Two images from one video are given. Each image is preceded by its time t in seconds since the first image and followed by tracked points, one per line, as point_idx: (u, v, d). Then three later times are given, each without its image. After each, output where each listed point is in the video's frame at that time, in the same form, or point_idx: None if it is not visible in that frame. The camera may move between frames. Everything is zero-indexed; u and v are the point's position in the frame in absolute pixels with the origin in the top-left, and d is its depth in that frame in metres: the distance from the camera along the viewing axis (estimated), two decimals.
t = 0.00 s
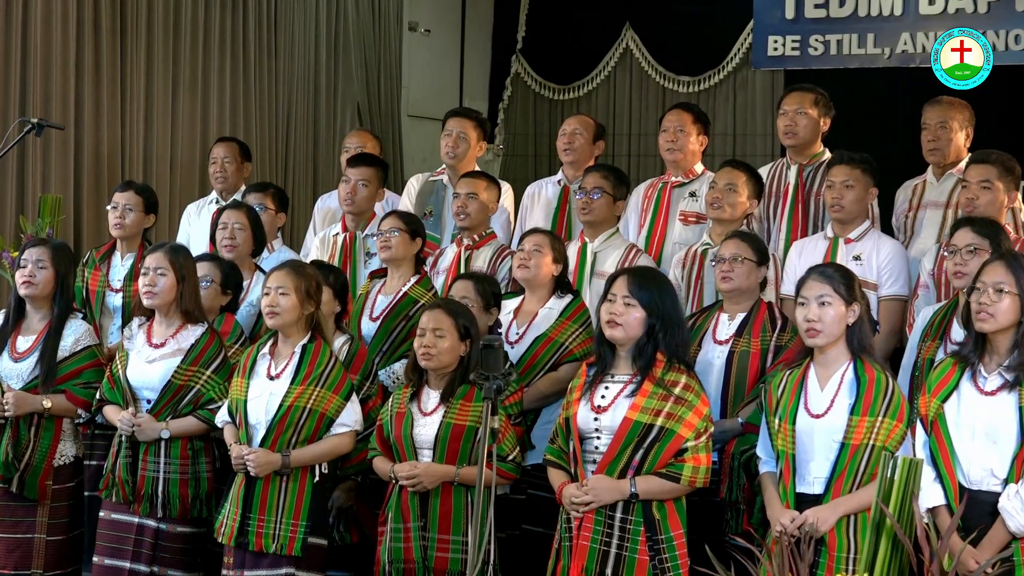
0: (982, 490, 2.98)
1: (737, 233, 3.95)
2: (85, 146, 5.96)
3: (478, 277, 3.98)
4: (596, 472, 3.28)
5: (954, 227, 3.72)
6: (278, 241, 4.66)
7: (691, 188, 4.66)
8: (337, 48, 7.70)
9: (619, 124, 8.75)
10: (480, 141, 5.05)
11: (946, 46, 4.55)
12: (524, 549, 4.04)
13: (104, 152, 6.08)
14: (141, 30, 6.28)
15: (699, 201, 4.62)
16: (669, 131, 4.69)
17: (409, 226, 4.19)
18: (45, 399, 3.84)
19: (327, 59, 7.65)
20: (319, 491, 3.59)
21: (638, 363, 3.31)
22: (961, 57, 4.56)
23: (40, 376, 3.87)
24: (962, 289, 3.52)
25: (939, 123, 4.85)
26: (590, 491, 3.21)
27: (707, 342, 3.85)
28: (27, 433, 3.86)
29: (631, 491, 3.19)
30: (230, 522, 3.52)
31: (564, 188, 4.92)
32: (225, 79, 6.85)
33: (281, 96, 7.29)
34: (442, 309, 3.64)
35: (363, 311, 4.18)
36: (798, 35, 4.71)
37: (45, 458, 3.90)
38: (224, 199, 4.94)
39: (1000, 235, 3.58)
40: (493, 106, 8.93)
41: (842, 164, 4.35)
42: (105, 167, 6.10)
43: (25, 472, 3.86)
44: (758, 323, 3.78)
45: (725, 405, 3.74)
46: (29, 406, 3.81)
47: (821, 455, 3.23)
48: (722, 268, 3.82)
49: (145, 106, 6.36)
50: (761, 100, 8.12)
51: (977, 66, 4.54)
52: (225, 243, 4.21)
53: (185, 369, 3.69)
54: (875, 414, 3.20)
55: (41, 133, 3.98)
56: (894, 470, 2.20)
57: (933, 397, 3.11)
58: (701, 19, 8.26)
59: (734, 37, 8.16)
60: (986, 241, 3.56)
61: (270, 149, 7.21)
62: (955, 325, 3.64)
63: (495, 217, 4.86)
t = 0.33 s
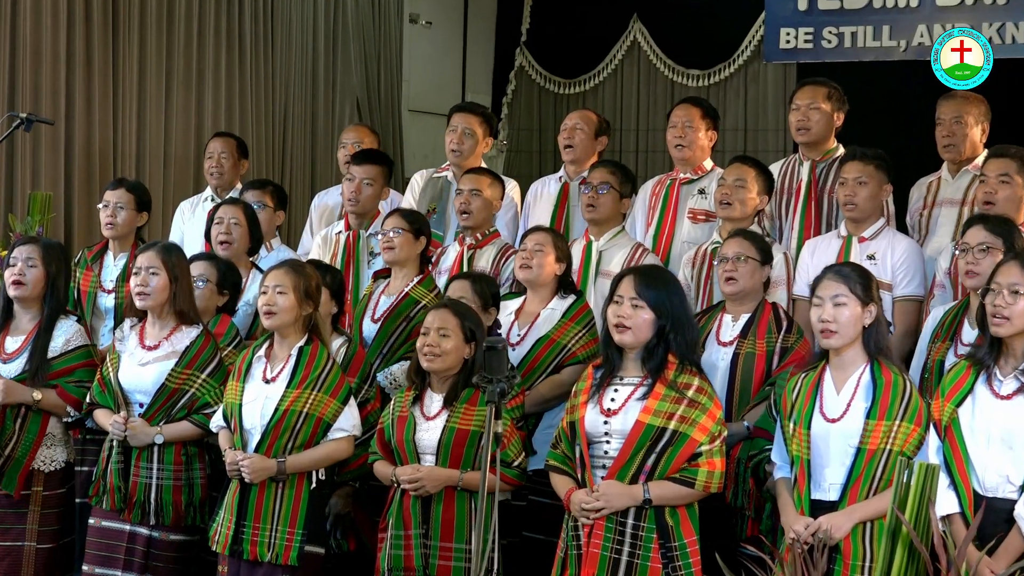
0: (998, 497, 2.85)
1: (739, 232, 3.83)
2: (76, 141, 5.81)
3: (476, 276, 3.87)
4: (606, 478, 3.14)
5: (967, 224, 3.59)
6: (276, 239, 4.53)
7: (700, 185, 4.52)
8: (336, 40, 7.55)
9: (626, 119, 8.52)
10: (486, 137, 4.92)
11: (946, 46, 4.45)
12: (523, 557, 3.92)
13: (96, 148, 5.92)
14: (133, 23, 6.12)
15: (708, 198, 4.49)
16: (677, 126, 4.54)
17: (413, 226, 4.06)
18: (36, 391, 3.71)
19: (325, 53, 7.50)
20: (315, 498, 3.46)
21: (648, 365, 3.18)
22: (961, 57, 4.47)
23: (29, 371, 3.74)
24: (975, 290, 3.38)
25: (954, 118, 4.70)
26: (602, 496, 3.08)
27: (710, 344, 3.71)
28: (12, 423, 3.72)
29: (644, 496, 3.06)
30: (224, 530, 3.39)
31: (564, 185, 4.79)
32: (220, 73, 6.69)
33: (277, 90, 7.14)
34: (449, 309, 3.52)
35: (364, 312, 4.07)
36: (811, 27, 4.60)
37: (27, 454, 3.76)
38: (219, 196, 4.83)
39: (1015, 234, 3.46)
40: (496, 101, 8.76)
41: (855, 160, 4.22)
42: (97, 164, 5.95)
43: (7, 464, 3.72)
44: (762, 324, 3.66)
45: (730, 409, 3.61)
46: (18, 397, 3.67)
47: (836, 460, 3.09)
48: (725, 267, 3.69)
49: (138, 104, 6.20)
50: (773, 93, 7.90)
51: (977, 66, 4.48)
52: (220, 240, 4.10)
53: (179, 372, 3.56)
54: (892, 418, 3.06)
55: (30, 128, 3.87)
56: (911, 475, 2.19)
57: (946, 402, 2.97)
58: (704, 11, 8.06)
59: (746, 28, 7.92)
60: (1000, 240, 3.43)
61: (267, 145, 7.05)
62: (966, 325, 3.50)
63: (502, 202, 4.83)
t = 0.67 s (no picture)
0: (1015, 504, 2.71)
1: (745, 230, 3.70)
2: (68, 137, 5.69)
3: (479, 276, 3.75)
4: (622, 486, 3.02)
5: (985, 221, 3.46)
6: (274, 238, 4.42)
7: (711, 181, 4.39)
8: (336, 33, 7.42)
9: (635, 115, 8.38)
10: (494, 135, 4.80)
11: (946, 46, 4.45)
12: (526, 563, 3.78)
13: (88, 144, 5.80)
14: (128, 15, 5.99)
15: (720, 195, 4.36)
16: (687, 122, 4.42)
17: (416, 224, 3.95)
18: (26, 406, 3.61)
19: (325, 46, 7.34)
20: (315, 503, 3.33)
21: (660, 369, 3.07)
22: (961, 57, 4.48)
23: (19, 383, 3.63)
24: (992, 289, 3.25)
25: (970, 113, 4.55)
26: (621, 505, 2.95)
27: (718, 346, 3.58)
28: (6, 441, 3.62)
29: (665, 503, 2.95)
30: (219, 537, 3.27)
31: (565, 182, 4.66)
32: (216, 67, 6.55)
33: (276, 85, 6.99)
34: (455, 309, 3.41)
35: (364, 312, 3.96)
36: (826, 18, 4.54)
37: (28, 468, 3.67)
38: (218, 194, 4.72)
39: None
40: (502, 96, 8.51)
41: (871, 156, 4.09)
42: (91, 159, 5.83)
43: (6, 484, 3.63)
44: (772, 326, 3.52)
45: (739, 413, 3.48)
46: (7, 414, 3.58)
47: (850, 465, 2.96)
48: (732, 266, 3.56)
49: (132, 100, 6.06)
50: (786, 87, 7.70)
51: (977, 66, 4.49)
52: (218, 242, 3.98)
53: (172, 374, 3.45)
54: (909, 423, 2.93)
55: (21, 123, 3.75)
56: (928, 482, 2.05)
57: (960, 406, 2.84)
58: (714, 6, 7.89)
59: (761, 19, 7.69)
60: (1018, 238, 3.30)
61: (265, 140, 6.92)
62: (982, 327, 3.37)
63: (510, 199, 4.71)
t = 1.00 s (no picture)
0: None
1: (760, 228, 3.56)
2: (64, 133, 5.54)
3: (488, 275, 3.63)
4: (640, 493, 2.89)
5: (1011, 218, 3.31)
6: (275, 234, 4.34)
7: (727, 178, 4.25)
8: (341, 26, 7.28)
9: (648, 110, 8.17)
10: (504, 133, 4.69)
11: (946, 46, 4.32)
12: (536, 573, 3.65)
13: (85, 140, 5.65)
14: (125, 5, 5.83)
15: (737, 193, 4.23)
16: (702, 117, 4.27)
17: (420, 222, 3.83)
18: (21, 412, 3.48)
19: (328, 40, 7.21)
20: (316, 510, 3.20)
21: (676, 371, 2.94)
22: (961, 57, 4.34)
23: (13, 388, 3.50)
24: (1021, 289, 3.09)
25: (995, 108, 4.40)
26: (640, 513, 2.82)
27: (733, 348, 3.44)
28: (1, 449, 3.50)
29: (685, 510, 2.82)
30: (217, 547, 3.14)
31: (572, 180, 4.54)
32: (217, 60, 6.40)
33: (278, 77, 6.83)
34: (462, 308, 3.29)
35: (365, 313, 3.83)
36: (846, 10, 4.41)
37: (26, 475, 3.54)
38: (218, 190, 4.64)
39: None
40: (511, 90, 8.41)
41: (893, 151, 3.94)
42: (87, 154, 5.68)
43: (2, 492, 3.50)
44: (789, 326, 3.39)
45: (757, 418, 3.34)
46: (3, 420, 3.45)
47: (867, 471, 2.83)
48: (746, 266, 3.42)
49: (129, 92, 5.91)
50: (805, 79, 7.48)
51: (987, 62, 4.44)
52: (218, 239, 3.88)
53: (166, 377, 3.33)
54: (927, 428, 2.80)
55: (15, 118, 3.64)
56: (951, 489, 1.79)
57: (981, 410, 2.70)
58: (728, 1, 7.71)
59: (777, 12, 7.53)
60: None
61: (267, 136, 6.77)
62: (1009, 327, 3.21)
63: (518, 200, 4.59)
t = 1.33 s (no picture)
0: None
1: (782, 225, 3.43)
2: (60, 129, 5.45)
3: (500, 275, 3.51)
4: (653, 501, 2.76)
5: None
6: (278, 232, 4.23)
7: (744, 174, 4.12)
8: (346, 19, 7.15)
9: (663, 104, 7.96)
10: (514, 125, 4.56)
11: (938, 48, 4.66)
12: None
13: (82, 137, 5.55)
14: None
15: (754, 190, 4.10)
16: (718, 111, 4.16)
17: (420, 220, 3.71)
18: (15, 418, 3.38)
19: (333, 31, 7.06)
20: (319, 517, 3.08)
21: (689, 374, 2.81)
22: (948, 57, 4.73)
23: (7, 392, 3.40)
24: None
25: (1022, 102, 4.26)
26: (654, 520, 2.70)
27: (754, 350, 3.31)
28: None
29: (701, 517, 2.71)
30: (215, 556, 3.02)
31: (585, 177, 4.41)
32: (218, 54, 6.29)
33: (281, 71, 6.71)
34: (468, 309, 3.18)
35: (365, 313, 3.71)
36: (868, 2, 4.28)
37: (19, 481, 3.44)
38: (220, 186, 4.54)
39: None
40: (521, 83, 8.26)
41: (916, 147, 3.80)
42: (84, 151, 5.58)
43: None
44: (813, 327, 3.26)
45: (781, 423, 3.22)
46: None
47: (883, 478, 2.71)
48: (768, 265, 3.30)
49: (128, 87, 5.80)
50: (824, 76, 7.35)
51: (971, 68, 5.26)
52: (217, 237, 3.78)
53: (164, 381, 3.22)
54: (946, 433, 2.67)
55: (10, 112, 3.54)
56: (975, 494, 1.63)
57: (1005, 414, 2.61)
58: None
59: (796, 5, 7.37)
60: None
61: (270, 132, 6.65)
62: None
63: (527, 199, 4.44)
